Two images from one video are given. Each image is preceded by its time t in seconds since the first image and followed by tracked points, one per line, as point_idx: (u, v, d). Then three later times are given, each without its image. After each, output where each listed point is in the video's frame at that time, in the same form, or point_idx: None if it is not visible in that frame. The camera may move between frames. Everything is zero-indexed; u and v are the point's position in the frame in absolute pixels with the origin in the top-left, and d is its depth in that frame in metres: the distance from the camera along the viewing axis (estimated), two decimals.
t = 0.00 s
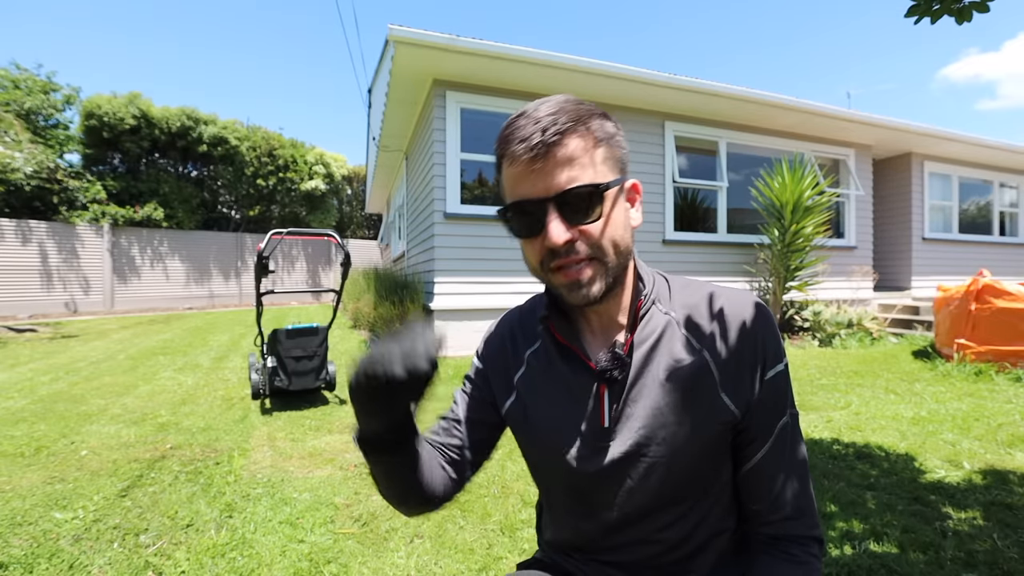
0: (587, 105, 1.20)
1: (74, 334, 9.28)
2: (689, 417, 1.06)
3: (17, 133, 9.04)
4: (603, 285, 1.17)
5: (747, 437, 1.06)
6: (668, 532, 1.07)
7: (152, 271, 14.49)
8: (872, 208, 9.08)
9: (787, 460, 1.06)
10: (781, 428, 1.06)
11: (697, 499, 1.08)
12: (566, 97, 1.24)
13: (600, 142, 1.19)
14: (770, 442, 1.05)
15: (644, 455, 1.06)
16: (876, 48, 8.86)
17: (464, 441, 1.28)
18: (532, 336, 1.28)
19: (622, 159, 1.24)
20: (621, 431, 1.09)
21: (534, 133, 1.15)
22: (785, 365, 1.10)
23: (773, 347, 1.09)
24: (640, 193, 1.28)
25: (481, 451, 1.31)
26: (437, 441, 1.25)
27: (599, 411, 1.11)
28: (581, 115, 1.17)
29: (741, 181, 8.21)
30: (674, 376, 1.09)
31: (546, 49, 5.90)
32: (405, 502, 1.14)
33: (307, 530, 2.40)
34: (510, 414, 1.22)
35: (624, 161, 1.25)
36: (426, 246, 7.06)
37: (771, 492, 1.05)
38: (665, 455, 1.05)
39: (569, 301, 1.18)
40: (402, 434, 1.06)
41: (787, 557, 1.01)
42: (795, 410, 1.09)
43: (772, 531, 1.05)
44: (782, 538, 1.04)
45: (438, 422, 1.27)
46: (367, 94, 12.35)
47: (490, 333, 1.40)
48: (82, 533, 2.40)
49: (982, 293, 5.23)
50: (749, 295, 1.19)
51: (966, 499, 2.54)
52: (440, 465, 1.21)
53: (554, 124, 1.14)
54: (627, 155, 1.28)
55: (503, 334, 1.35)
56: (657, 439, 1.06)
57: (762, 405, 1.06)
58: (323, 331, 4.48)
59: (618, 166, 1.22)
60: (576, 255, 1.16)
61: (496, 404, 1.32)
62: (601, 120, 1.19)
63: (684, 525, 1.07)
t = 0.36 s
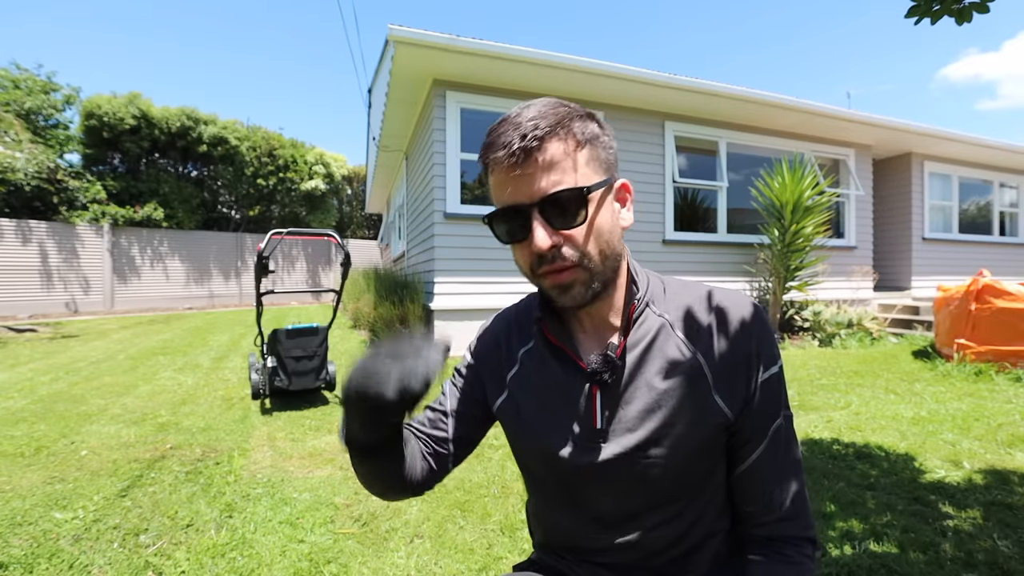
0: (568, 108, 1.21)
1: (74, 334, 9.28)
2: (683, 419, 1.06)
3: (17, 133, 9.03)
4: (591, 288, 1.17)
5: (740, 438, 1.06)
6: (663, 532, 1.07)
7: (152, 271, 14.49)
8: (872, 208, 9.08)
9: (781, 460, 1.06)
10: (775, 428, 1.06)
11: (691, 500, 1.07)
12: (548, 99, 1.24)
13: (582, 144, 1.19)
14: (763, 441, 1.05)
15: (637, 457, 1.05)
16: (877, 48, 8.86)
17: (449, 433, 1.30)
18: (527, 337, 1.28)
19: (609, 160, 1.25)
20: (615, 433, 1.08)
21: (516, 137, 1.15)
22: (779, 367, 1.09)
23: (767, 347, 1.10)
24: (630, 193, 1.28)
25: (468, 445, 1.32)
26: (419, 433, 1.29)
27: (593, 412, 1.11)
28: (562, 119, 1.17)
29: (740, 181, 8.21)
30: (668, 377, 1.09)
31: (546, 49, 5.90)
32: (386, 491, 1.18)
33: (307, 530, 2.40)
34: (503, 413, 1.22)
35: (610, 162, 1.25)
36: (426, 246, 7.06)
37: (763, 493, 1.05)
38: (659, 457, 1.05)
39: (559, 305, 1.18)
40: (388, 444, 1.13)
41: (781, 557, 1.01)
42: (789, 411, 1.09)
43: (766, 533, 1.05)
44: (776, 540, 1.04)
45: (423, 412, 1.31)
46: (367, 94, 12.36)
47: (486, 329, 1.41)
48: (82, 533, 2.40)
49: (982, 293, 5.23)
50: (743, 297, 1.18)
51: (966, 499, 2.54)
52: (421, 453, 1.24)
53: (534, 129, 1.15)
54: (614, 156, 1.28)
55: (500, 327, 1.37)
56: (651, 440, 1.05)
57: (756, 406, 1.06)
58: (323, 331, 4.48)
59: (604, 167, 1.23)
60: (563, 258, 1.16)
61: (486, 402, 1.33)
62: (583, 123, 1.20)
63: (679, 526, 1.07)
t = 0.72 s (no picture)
0: (577, 113, 1.15)
1: (74, 334, 9.28)
2: (688, 426, 1.06)
3: (17, 133, 9.02)
4: (581, 294, 1.15)
5: (746, 447, 1.06)
6: (663, 538, 1.07)
7: (152, 271, 14.49)
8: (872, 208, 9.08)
9: (785, 471, 1.06)
10: (780, 439, 1.06)
11: (693, 508, 1.07)
12: (566, 98, 1.20)
13: (587, 152, 1.14)
14: (769, 452, 1.05)
15: (640, 461, 1.05)
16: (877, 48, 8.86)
17: (448, 413, 1.31)
18: (537, 331, 1.29)
19: (619, 171, 1.17)
20: (618, 436, 1.08)
21: (515, 140, 1.15)
22: (789, 380, 1.09)
23: (776, 357, 1.10)
24: (643, 204, 1.20)
25: (466, 429, 1.34)
26: (421, 408, 1.32)
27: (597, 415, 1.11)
28: (565, 125, 1.13)
29: (740, 181, 8.21)
30: (674, 383, 1.09)
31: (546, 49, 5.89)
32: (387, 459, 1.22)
33: (307, 530, 2.40)
34: (508, 407, 1.23)
35: (622, 172, 1.18)
36: (426, 246, 7.06)
37: (767, 504, 1.05)
38: (662, 462, 1.05)
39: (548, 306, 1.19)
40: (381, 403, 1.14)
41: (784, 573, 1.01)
42: (797, 423, 1.09)
43: (770, 550, 1.05)
44: (780, 557, 1.04)
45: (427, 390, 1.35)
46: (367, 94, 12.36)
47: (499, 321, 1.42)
48: (82, 533, 2.40)
49: (982, 293, 5.23)
50: (753, 306, 1.16)
51: (966, 499, 2.54)
52: (419, 427, 1.27)
53: (533, 133, 1.13)
54: (630, 165, 1.19)
55: (513, 320, 1.38)
56: (656, 446, 1.05)
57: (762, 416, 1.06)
58: (323, 331, 4.49)
59: (611, 177, 1.16)
60: (554, 262, 1.15)
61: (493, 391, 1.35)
62: (590, 130, 1.14)
63: (680, 533, 1.07)
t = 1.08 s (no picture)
0: (587, 117, 1.15)
1: (74, 334, 9.28)
2: (696, 424, 1.06)
3: (17, 133, 9.02)
4: (588, 296, 1.16)
5: (756, 447, 1.06)
6: (669, 537, 1.07)
7: (152, 271, 14.48)
8: (872, 208, 9.08)
9: (795, 474, 1.06)
10: (791, 439, 1.06)
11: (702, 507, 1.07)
12: (577, 102, 1.19)
13: (597, 157, 1.14)
14: (779, 453, 1.05)
15: (648, 458, 1.05)
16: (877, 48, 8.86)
17: (458, 410, 1.32)
18: (549, 328, 1.29)
19: (630, 174, 1.17)
20: (627, 434, 1.08)
21: (525, 145, 1.15)
22: (802, 380, 1.08)
23: (790, 357, 1.09)
24: (653, 208, 1.19)
25: (474, 425, 1.34)
26: (430, 402, 1.33)
27: (607, 412, 1.11)
28: (574, 131, 1.13)
29: (741, 181, 8.22)
30: (687, 380, 1.09)
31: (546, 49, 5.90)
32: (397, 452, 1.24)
33: (307, 530, 2.40)
34: (518, 402, 1.23)
35: (632, 177, 1.17)
36: (426, 246, 7.06)
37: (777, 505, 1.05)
38: (669, 459, 1.05)
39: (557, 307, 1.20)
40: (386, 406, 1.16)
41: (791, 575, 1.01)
42: (808, 424, 1.09)
43: (780, 551, 1.04)
44: (789, 558, 1.03)
45: (437, 385, 1.36)
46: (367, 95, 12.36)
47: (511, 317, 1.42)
48: (82, 533, 2.40)
49: (982, 293, 5.23)
50: (765, 306, 1.17)
51: (966, 499, 2.54)
52: (428, 422, 1.28)
53: (541, 140, 1.13)
54: (641, 168, 1.18)
55: (526, 317, 1.38)
56: (665, 443, 1.06)
57: (773, 416, 1.06)
58: (323, 331, 4.48)
59: (620, 182, 1.16)
60: (562, 266, 1.16)
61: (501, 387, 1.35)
62: (599, 136, 1.13)
63: (687, 533, 1.07)
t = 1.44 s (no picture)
0: (607, 93, 1.18)
1: (74, 334, 9.28)
2: (696, 409, 1.06)
3: (18, 133, 9.02)
4: (604, 271, 1.17)
5: (755, 433, 1.06)
6: (667, 525, 1.06)
7: (152, 271, 14.49)
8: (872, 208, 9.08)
9: (794, 461, 1.06)
10: (789, 426, 1.06)
11: (701, 494, 1.07)
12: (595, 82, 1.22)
13: (616, 132, 1.17)
14: (778, 440, 1.05)
15: (647, 443, 1.05)
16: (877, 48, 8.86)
17: (442, 374, 1.33)
18: (550, 311, 1.31)
19: (645, 151, 1.20)
20: (626, 417, 1.08)
21: (548, 117, 1.17)
22: (799, 366, 1.09)
23: (788, 344, 1.10)
24: (664, 186, 1.24)
25: (454, 395, 1.33)
26: (420, 362, 1.34)
27: (607, 395, 1.12)
28: (596, 105, 1.16)
29: (740, 180, 8.22)
30: (687, 365, 1.09)
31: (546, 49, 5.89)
32: (370, 401, 1.26)
33: (307, 530, 2.40)
34: (517, 383, 1.24)
35: (647, 154, 1.21)
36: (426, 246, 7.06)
37: (777, 492, 1.04)
38: (669, 445, 1.05)
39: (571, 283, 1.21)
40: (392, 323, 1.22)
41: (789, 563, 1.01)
42: (805, 411, 1.09)
43: (776, 540, 1.05)
44: (786, 548, 1.03)
45: (430, 349, 1.37)
46: (367, 95, 12.35)
47: (511, 301, 1.44)
48: (82, 533, 2.40)
49: (982, 293, 5.23)
50: (764, 294, 1.19)
51: (966, 499, 2.54)
52: (410, 379, 1.29)
53: (565, 112, 1.15)
54: (654, 147, 1.23)
55: (524, 301, 1.40)
56: (664, 426, 1.05)
57: (771, 402, 1.06)
58: (323, 331, 4.49)
59: (637, 157, 1.19)
60: (581, 239, 1.17)
61: (493, 366, 1.34)
62: (619, 111, 1.17)
63: (686, 519, 1.06)
